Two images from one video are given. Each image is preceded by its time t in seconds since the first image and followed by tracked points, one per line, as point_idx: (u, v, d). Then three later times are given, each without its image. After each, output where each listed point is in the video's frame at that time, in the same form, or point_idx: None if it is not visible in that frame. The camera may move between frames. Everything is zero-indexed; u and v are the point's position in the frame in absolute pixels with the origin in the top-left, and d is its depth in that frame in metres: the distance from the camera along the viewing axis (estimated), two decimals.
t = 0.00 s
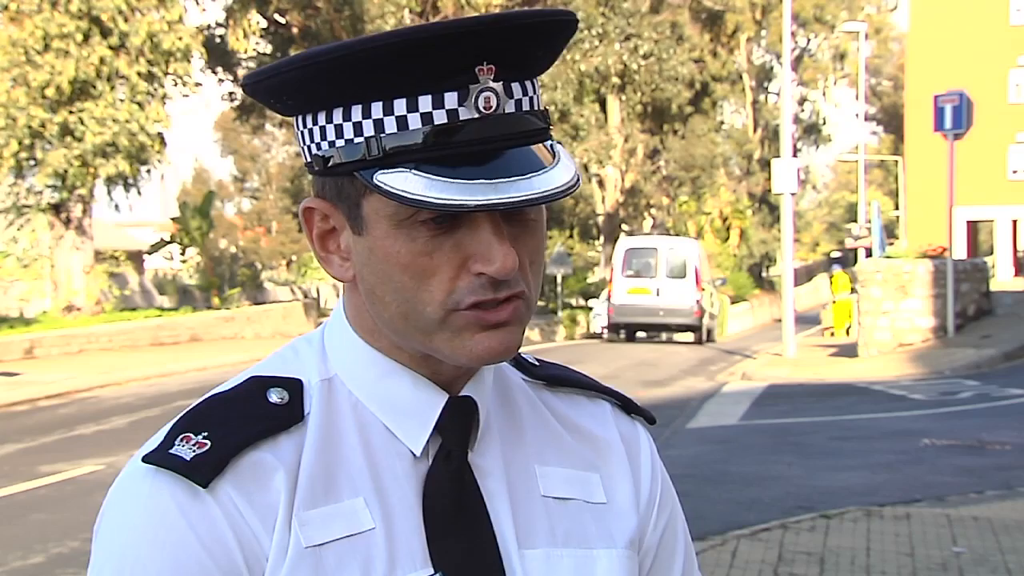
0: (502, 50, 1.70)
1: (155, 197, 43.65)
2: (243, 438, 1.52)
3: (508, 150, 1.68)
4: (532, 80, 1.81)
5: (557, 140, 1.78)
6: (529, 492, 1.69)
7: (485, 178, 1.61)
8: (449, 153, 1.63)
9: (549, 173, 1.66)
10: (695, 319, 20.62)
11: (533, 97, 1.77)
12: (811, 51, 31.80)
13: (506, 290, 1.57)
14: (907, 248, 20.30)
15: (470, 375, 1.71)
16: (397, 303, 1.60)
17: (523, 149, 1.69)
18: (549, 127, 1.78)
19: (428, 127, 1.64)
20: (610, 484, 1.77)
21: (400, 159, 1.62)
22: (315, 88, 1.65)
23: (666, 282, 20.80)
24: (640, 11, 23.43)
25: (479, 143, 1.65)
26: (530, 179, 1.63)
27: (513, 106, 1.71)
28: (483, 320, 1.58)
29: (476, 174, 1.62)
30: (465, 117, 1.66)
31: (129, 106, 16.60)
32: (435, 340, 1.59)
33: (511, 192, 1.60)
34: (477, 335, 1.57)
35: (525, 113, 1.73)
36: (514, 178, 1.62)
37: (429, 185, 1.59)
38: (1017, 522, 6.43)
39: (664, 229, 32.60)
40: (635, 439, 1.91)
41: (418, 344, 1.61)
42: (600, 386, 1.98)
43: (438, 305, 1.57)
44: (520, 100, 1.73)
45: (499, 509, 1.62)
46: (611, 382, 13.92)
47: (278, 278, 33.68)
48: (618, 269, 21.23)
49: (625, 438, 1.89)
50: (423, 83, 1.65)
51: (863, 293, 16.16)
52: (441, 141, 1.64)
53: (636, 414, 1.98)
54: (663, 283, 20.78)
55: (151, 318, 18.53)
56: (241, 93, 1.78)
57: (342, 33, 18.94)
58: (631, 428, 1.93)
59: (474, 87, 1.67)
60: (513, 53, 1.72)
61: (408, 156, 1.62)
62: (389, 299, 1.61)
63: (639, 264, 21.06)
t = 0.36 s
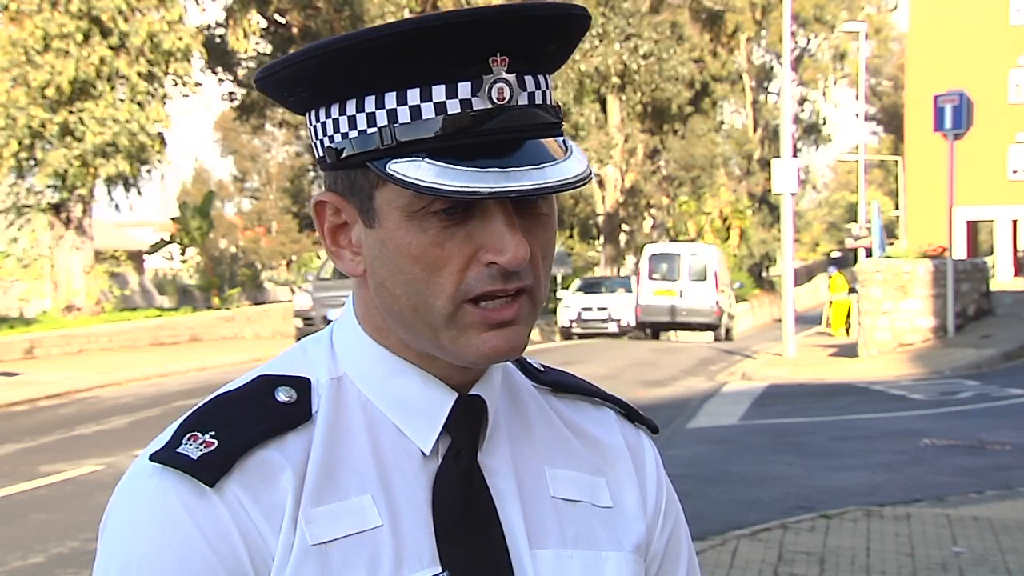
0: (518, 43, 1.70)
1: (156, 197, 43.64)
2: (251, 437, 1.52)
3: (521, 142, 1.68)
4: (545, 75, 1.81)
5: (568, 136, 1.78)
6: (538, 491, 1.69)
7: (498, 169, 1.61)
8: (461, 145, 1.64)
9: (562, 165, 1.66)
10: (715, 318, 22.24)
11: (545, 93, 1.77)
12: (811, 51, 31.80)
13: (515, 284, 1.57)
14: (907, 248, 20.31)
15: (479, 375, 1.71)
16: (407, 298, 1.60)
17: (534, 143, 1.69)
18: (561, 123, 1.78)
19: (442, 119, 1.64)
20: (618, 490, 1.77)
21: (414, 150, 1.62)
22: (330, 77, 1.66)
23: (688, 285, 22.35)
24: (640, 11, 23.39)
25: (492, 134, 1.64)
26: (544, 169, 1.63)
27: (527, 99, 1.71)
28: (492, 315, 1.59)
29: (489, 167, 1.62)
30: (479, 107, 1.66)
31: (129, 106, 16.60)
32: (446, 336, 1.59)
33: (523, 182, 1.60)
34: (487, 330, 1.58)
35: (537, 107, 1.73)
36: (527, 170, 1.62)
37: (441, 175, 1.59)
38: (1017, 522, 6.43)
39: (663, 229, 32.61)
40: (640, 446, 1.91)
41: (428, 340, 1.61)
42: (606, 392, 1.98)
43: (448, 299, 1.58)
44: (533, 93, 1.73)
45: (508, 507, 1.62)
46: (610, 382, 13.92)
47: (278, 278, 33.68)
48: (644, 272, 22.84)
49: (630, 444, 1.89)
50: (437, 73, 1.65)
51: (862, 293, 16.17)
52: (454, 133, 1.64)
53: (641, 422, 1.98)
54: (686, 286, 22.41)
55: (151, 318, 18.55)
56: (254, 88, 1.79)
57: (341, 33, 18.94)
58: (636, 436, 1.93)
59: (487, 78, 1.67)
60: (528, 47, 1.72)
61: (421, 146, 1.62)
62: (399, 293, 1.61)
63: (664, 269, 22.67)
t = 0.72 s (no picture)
0: (528, 40, 1.71)
1: (155, 197, 43.60)
2: (259, 434, 1.53)
3: (535, 138, 1.68)
4: (555, 73, 1.81)
5: (578, 133, 1.78)
6: (548, 493, 1.68)
7: (510, 166, 1.62)
8: (474, 141, 1.63)
9: (572, 162, 1.66)
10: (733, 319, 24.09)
11: (555, 90, 1.77)
12: (811, 51, 31.81)
13: (527, 281, 1.58)
14: (907, 248, 20.31)
15: (488, 373, 1.72)
16: (418, 295, 1.61)
17: (544, 140, 1.69)
18: (572, 120, 1.78)
19: (454, 116, 1.64)
20: (627, 490, 1.77)
21: (426, 146, 1.61)
22: (341, 74, 1.66)
23: (708, 289, 24.10)
24: (640, 11, 23.36)
25: (506, 131, 1.64)
26: (556, 165, 1.64)
27: (538, 96, 1.71)
28: (503, 313, 1.59)
29: (500, 163, 1.62)
30: (491, 103, 1.65)
31: (129, 106, 16.60)
32: (456, 334, 1.59)
33: (536, 178, 1.60)
34: (496, 327, 1.59)
35: (548, 105, 1.72)
36: (539, 166, 1.62)
37: (453, 170, 1.59)
38: (1017, 522, 6.44)
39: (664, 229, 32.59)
40: (646, 445, 1.92)
41: (439, 339, 1.62)
42: (613, 393, 1.98)
43: (458, 297, 1.58)
44: (544, 90, 1.73)
45: (517, 505, 1.62)
46: (610, 382, 13.91)
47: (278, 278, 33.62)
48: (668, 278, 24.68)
49: (637, 444, 1.90)
50: (448, 70, 1.65)
51: (863, 292, 16.17)
52: (466, 130, 1.64)
53: (647, 423, 1.97)
54: (706, 290, 24.13)
55: (151, 318, 18.58)
56: (264, 87, 1.80)
57: (341, 33, 18.93)
58: (642, 435, 1.93)
59: (499, 75, 1.67)
60: (539, 43, 1.72)
61: (433, 143, 1.62)
62: (411, 291, 1.61)
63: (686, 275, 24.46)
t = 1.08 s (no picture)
0: (537, 44, 1.70)
1: (155, 198, 43.55)
2: (265, 433, 1.53)
3: (543, 143, 1.68)
4: (564, 77, 1.81)
5: (585, 137, 1.77)
6: (552, 491, 1.69)
7: (517, 168, 1.62)
8: (481, 145, 1.64)
9: (579, 168, 1.66)
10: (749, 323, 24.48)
11: (563, 94, 1.77)
12: (811, 51, 31.80)
13: (533, 285, 1.58)
14: (907, 249, 20.31)
15: (494, 373, 1.72)
16: (424, 297, 1.61)
17: (553, 144, 1.69)
18: (579, 126, 1.77)
19: (460, 120, 1.65)
20: (633, 486, 1.77)
21: (433, 150, 1.62)
22: (349, 78, 1.66)
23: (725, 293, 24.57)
24: (640, 11, 23.38)
25: (514, 135, 1.65)
26: (562, 171, 1.64)
27: (545, 101, 1.71)
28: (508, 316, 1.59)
29: (509, 166, 1.62)
30: (499, 109, 1.65)
31: (129, 106, 16.56)
32: (461, 337, 1.60)
33: (542, 182, 1.61)
34: (500, 331, 1.59)
35: (556, 109, 1.72)
36: (545, 171, 1.62)
37: (461, 175, 1.59)
38: (1017, 522, 6.43)
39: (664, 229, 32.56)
40: (656, 441, 1.91)
41: (444, 341, 1.62)
42: (619, 389, 1.97)
43: (463, 299, 1.58)
44: (551, 94, 1.73)
45: (522, 504, 1.63)
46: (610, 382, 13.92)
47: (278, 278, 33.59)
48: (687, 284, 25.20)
49: (645, 439, 1.90)
50: (455, 75, 1.65)
51: (863, 292, 16.19)
52: (474, 133, 1.64)
53: (657, 415, 1.97)
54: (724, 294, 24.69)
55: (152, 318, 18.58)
56: (271, 88, 1.80)
57: (341, 33, 18.92)
58: (652, 429, 1.93)
59: (507, 79, 1.67)
60: (548, 48, 1.73)
61: (440, 147, 1.62)
62: (417, 293, 1.62)
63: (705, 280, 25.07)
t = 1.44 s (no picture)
0: (544, 42, 1.70)
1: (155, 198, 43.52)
2: (273, 429, 1.53)
3: (551, 141, 1.67)
4: (571, 74, 1.80)
5: (593, 136, 1.77)
6: (559, 488, 1.68)
7: (525, 166, 1.61)
8: (489, 144, 1.64)
9: (588, 166, 1.66)
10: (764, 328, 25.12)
11: (571, 91, 1.76)
12: (811, 51, 31.81)
13: (542, 285, 1.58)
14: (907, 249, 20.31)
15: (502, 371, 1.71)
16: (432, 296, 1.60)
17: (560, 142, 1.68)
18: (587, 123, 1.77)
19: (468, 118, 1.64)
20: (640, 481, 1.77)
21: (441, 148, 1.61)
22: (357, 76, 1.66)
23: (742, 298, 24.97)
24: (640, 11, 23.41)
25: (520, 133, 1.64)
26: (570, 169, 1.63)
27: (554, 98, 1.70)
28: (518, 314, 1.58)
29: (517, 165, 1.62)
30: (507, 107, 1.65)
31: (129, 106, 16.53)
32: (470, 336, 1.59)
33: (549, 180, 1.60)
34: (509, 329, 1.58)
35: (564, 106, 1.72)
36: (553, 169, 1.62)
37: (468, 174, 1.59)
38: (1017, 522, 6.43)
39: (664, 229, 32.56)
40: (666, 434, 1.90)
41: (452, 340, 1.61)
42: (628, 382, 1.96)
43: (472, 299, 1.58)
44: (559, 92, 1.72)
45: (528, 503, 1.62)
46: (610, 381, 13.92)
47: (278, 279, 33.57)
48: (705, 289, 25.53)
49: (654, 434, 1.89)
50: (463, 73, 1.65)
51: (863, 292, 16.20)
52: (480, 131, 1.63)
53: (669, 403, 1.95)
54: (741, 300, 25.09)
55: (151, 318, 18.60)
56: (277, 87, 1.79)
57: (342, 33, 18.91)
58: (662, 420, 1.92)
59: (515, 78, 1.66)
60: (556, 44, 1.72)
61: (448, 145, 1.62)
62: (424, 293, 1.61)
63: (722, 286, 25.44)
